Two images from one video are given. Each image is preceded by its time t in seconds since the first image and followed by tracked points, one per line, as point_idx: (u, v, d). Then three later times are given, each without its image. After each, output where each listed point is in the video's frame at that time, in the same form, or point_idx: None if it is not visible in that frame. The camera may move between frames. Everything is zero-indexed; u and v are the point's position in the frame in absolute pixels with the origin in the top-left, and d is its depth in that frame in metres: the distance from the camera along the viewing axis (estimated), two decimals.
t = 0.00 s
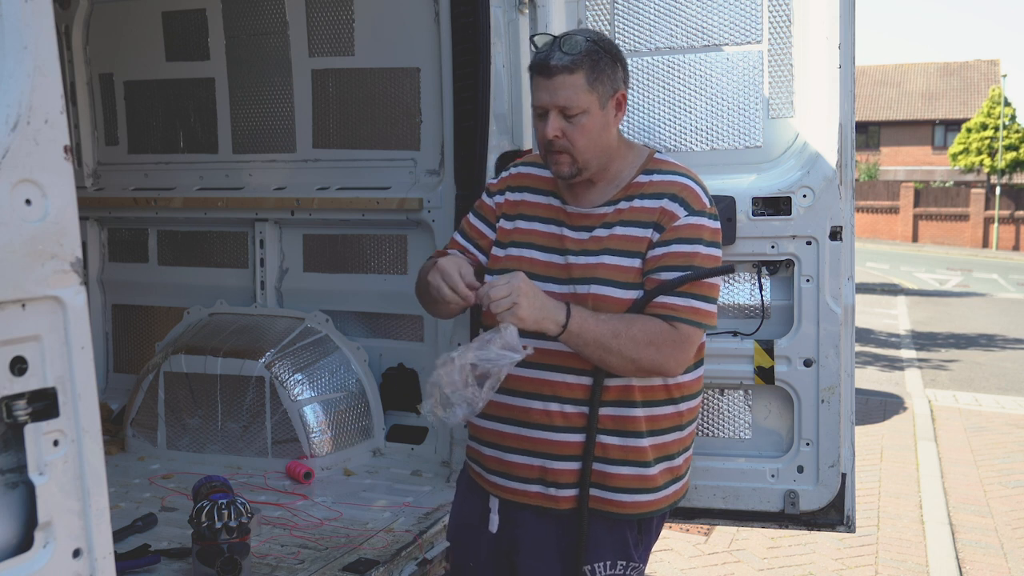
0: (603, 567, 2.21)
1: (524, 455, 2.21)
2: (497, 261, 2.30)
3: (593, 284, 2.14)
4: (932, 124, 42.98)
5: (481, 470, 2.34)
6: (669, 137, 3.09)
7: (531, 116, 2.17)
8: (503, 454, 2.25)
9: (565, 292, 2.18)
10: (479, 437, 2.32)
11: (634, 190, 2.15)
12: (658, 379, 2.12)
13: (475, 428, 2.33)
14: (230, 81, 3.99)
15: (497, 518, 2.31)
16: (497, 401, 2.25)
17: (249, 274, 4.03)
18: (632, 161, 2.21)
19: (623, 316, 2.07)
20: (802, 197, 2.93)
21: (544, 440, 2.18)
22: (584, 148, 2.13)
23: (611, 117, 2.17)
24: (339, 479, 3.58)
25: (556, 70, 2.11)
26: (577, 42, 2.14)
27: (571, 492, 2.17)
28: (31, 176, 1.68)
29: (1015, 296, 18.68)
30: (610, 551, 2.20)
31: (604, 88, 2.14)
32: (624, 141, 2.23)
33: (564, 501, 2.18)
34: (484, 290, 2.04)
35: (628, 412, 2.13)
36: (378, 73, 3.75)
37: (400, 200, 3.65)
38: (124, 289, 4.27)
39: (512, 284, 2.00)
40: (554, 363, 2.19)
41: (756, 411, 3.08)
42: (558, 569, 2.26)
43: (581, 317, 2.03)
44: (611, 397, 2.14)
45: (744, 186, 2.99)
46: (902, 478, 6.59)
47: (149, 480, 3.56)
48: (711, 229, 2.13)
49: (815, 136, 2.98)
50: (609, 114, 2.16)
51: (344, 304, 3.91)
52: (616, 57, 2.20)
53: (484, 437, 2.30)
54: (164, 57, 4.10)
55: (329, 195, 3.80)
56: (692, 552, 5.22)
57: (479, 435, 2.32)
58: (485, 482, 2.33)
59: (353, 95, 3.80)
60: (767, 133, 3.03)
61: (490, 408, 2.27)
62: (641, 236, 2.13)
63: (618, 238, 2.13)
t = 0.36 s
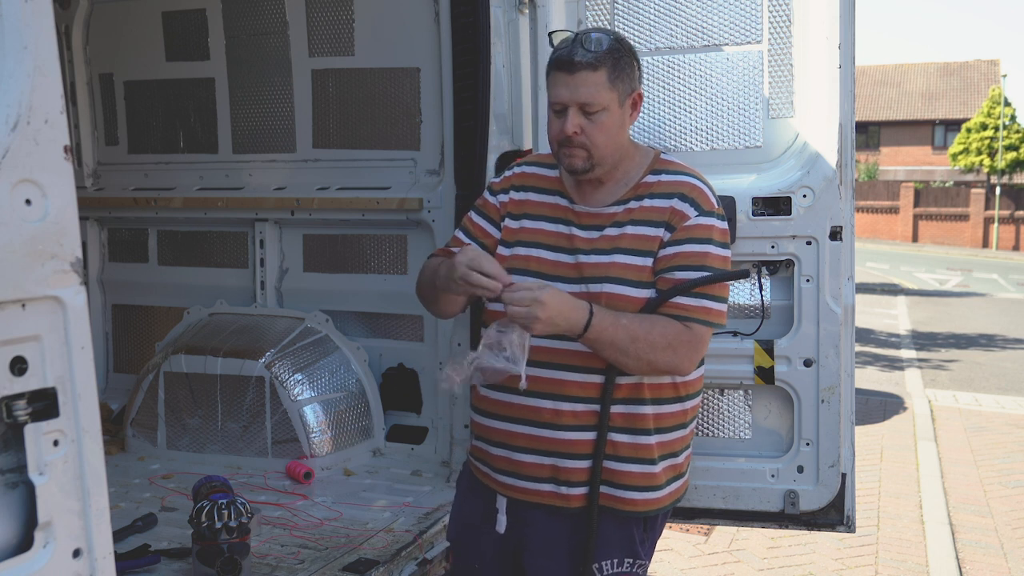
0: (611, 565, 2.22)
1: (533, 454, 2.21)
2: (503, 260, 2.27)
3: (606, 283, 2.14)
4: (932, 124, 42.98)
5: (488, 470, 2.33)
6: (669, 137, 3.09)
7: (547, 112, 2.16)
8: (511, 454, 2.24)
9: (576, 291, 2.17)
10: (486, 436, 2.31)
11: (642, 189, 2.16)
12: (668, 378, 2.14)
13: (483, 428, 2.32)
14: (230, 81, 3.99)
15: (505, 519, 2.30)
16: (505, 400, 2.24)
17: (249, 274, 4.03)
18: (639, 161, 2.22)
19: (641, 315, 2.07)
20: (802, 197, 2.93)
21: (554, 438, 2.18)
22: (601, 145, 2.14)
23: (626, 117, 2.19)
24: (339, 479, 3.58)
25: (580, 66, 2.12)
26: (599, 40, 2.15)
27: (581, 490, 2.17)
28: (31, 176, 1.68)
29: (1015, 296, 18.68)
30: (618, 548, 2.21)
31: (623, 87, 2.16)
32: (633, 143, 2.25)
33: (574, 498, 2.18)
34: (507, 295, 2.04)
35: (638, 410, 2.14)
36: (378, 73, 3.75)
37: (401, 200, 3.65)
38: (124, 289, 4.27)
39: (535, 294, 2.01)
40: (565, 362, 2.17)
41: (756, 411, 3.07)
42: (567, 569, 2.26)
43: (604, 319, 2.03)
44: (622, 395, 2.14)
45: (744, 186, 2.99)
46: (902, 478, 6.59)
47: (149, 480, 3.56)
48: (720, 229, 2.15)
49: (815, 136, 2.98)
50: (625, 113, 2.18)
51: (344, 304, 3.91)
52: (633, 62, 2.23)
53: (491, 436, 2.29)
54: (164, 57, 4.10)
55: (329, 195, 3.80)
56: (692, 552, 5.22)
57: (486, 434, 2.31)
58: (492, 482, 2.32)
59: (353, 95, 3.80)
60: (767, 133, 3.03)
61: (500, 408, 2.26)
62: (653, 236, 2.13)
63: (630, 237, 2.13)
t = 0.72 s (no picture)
0: (612, 564, 2.22)
1: (535, 453, 2.21)
2: (504, 260, 2.27)
3: (608, 282, 2.13)
4: (932, 124, 42.99)
5: (490, 469, 2.33)
6: (669, 137, 3.09)
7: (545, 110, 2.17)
8: (513, 453, 2.24)
9: (577, 290, 2.16)
10: (488, 436, 2.31)
11: (644, 188, 2.16)
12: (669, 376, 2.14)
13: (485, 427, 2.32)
14: (230, 81, 3.99)
15: (506, 518, 2.31)
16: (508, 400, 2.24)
17: (249, 274, 4.03)
18: (640, 160, 2.22)
19: (639, 313, 2.07)
20: (802, 197, 2.93)
21: (556, 437, 2.18)
22: (599, 143, 2.14)
23: (624, 113, 2.19)
24: (339, 479, 3.58)
25: (574, 63, 2.12)
26: (595, 37, 2.16)
27: (583, 489, 2.17)
28: (31, 176, 1.68)
29: (1015, 296, 18.68)
30: (619, 547, 2.21)
31: (620, 84, 2.16)
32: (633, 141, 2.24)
33: (576, 498, 2.18)
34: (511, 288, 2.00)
35: (639, 409, 2.14)
36: (378, 73, 3.75)
37: (400, 200, 3.65)
38: (124, 289, 4.27)
39: (541, 286, 1.97)
40: (568, 361, 2.17)
41: (756, 411, 3.07)
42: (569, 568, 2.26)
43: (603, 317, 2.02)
44: (623, 394, 2.14)
45: (744, 186, 2.99)
46: (902, 478, 6.59)
47: (149, 480, 3.56)
48: (721, 228, 2.15)
49: (815, 136, 2.98)
50: (623, 110, 2.18)
51: (344, 304, 3.91)
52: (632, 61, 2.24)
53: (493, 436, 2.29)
54: (164, 57, 4.10)
55: (329, 195, 3.80)
56: (692, 552, 5.22)
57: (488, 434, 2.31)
58: (494, 481, 2.31)
59: (353, 95, 3.80)
60: (767, 133, 3.03)
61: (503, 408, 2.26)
62: (655, 235, 2.13)
63: (632, 236, 2.13)
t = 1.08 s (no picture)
0: (608, 565, 2.22)
1: (530, 453, 2.21)
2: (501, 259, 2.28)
3: (602, 282, 2.12)
4: (932, 124, 42.99)
5: (487, 468, 2.33)
6: (669, 137, 3.09)
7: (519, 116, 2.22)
8: (509, 452, 2.25)
9: (570, 289, 2.17)
10: (485, 435, 2.31)
11: (639, 187, 2.14)
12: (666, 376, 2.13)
13: (483, 427, 2.32)
14: (230, 81, 3.99)
15: (503, 517, 2.31)
16: (503, 399, 2.24)
17: (249, 274, 4.03)
18: (635, 159, 2.20)
19: (632, 314, 2.07)
20: (802, 197, 2.94)
21: (551, 437, 2.18)
22: (556, 148, 2.14)
23: (586, 115, 2.13)
24: (339, 479, 3.58)
25: (521, 74, 2.14)
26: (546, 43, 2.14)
27: (577, 488, 2.18)
28: (31, 176, 1.68)
29: (1015, 296, 18.68)
30: (614, 548, 2.21)
31: (569, 88, 2.11)
32: (615, 139, 2.18)
33: (571, 497, 2.19)
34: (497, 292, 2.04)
35: (634, 409, 2.14)
36: (378, 73, 3.75)
37: (400, 200, 3.65)
38: (124, 289, 4.27)
39: (522, 295, 2.02)
40: (560, 361, 2.17)
41: (756, 411, 3.07)
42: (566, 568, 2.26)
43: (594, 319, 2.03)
44: (617, 395, 2.14)
45: (744, 186, 2.99)
46: (902, 478, 6.59)
47: (149, 480, 3.56)
48: (717, 227, 2.13)
49: (815, 136, 2.98)
50: (580, 113, 2.12)
51: (344, 304, 3.91)
52: (596, 56, 2.15)
53: (490, 434, 2.29)
54: (164, 57, 4.10)
55: (329, 195, 3.79)
56: (692, 552, 5.22)
57: (485, 432, 2.31)
58: (491, 480, 2.32)
59: (353, 95, 3.80)
60: (767, 133, 3.03)
61: (501, 408, 2.25)
62: (651, 235, 2.12)
63: (627, 236, 2.12)
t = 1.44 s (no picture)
0: (593, 564, 2.21)
1: (512, 452, 2.23)
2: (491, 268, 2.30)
3: (571, 284, 2.11)
4: (932, 124, 43.00)
5: (478, 466, 2.37)
6: (669, 137, 3.09)
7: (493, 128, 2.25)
8: (494, 452, 2.28)
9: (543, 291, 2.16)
10: (474, 434, 2.35)
11: (608, 186, 2.11)
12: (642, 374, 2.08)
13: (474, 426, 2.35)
14: (230, 81, 3.99)
15: (490, 511, 2.33)
16: (488, 399, 2.28)
17: (250, 274, 4.03)
18: (602, 159, 2.15)
19: (595, 315, 2.04)
20: (802, 197, 2.93)
21: (529, 437, 2.19)
22: (518, 157, 2.16)
23: (538, 122, 2.11)
24: (339, 479, 3.58)
25: (475, 91, 2.18)
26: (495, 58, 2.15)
27: (557, 488, 2.18)
28: (31, 176, 1.68)
29: (1014, 296, 18.68)
30: (599, 548, 2.20)
31: (513, 100, 2.10)
32: (577, 141, 2.15)
33: (551, 496, 2.19)
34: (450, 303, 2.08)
35: (611, 409, 2.12)
36: (378, 73, 3.75)
37: (401, 200, 3.65)
38: (124, 289, 4.27)
39: (471, 301, 2.04)
40: (532, 362, 2.18)
41: (756, 411, 3.08)
42: (550, 568, 2.26)
43: (550, 320, 2.03)
44: (594, 395, 2.13)
45: (744, 186, 2.99)
46: (902, 478, 6.59)
47: (149, 480, 3.56)
48: (688, 219, 2.06)
49: (815, 136, 2.98)
50: (530, 121, 2.11)
51: (345, 304, 3.91)
52: (540, 61, 2.12)
53: (480, 433, 2.32)
54: (164, 57, 4.10)
55: (329, 195, 3.79)
56: (692, 552, 5.22)
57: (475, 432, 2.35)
58: (483, 479, 2.35)
59: (352, 95, 3.80)
60: (767, 133, 3.03)
61: (487, 408, 2.29)
62: (618, 233, 2.08)
63: (595, 236, 2.10)
